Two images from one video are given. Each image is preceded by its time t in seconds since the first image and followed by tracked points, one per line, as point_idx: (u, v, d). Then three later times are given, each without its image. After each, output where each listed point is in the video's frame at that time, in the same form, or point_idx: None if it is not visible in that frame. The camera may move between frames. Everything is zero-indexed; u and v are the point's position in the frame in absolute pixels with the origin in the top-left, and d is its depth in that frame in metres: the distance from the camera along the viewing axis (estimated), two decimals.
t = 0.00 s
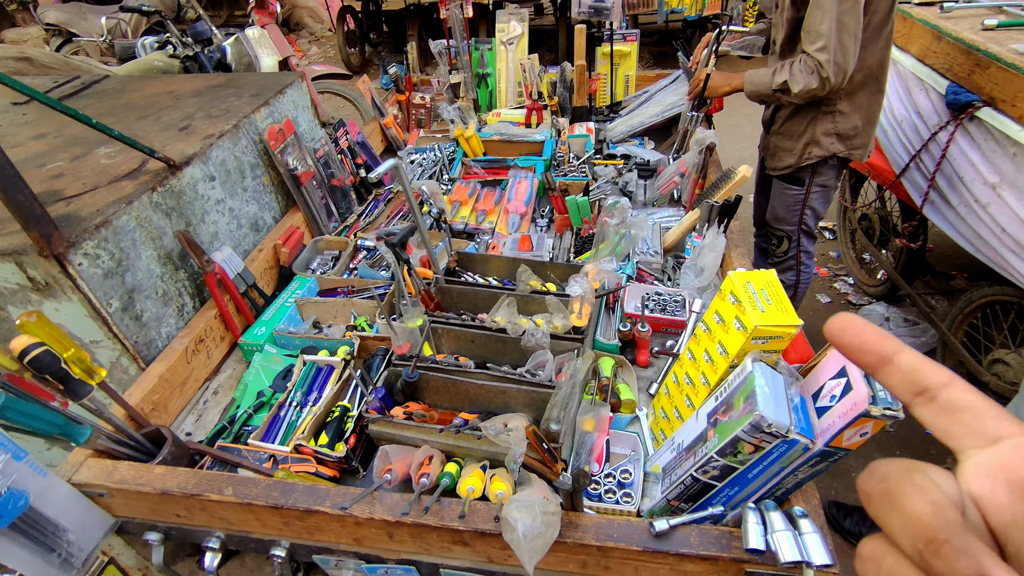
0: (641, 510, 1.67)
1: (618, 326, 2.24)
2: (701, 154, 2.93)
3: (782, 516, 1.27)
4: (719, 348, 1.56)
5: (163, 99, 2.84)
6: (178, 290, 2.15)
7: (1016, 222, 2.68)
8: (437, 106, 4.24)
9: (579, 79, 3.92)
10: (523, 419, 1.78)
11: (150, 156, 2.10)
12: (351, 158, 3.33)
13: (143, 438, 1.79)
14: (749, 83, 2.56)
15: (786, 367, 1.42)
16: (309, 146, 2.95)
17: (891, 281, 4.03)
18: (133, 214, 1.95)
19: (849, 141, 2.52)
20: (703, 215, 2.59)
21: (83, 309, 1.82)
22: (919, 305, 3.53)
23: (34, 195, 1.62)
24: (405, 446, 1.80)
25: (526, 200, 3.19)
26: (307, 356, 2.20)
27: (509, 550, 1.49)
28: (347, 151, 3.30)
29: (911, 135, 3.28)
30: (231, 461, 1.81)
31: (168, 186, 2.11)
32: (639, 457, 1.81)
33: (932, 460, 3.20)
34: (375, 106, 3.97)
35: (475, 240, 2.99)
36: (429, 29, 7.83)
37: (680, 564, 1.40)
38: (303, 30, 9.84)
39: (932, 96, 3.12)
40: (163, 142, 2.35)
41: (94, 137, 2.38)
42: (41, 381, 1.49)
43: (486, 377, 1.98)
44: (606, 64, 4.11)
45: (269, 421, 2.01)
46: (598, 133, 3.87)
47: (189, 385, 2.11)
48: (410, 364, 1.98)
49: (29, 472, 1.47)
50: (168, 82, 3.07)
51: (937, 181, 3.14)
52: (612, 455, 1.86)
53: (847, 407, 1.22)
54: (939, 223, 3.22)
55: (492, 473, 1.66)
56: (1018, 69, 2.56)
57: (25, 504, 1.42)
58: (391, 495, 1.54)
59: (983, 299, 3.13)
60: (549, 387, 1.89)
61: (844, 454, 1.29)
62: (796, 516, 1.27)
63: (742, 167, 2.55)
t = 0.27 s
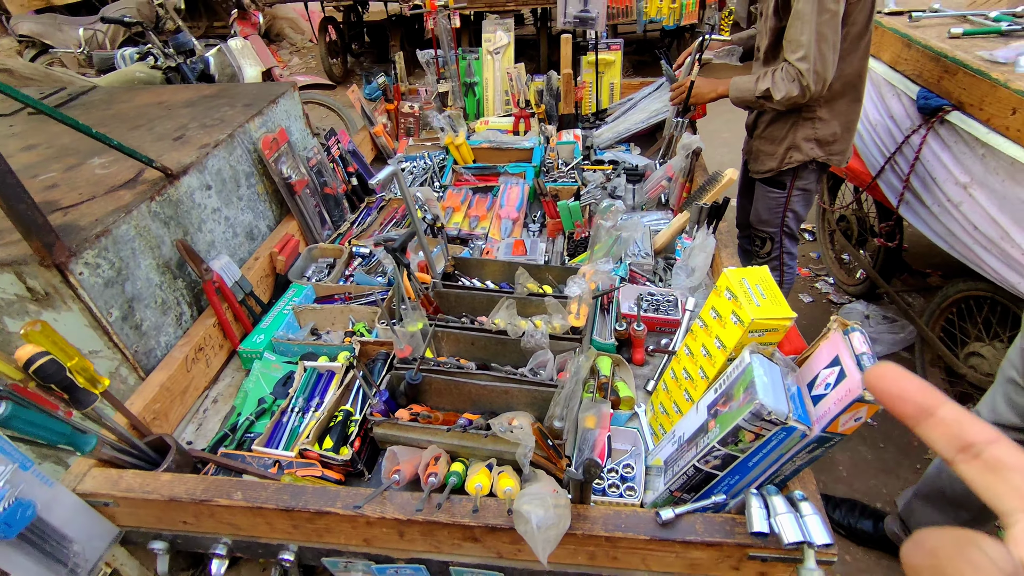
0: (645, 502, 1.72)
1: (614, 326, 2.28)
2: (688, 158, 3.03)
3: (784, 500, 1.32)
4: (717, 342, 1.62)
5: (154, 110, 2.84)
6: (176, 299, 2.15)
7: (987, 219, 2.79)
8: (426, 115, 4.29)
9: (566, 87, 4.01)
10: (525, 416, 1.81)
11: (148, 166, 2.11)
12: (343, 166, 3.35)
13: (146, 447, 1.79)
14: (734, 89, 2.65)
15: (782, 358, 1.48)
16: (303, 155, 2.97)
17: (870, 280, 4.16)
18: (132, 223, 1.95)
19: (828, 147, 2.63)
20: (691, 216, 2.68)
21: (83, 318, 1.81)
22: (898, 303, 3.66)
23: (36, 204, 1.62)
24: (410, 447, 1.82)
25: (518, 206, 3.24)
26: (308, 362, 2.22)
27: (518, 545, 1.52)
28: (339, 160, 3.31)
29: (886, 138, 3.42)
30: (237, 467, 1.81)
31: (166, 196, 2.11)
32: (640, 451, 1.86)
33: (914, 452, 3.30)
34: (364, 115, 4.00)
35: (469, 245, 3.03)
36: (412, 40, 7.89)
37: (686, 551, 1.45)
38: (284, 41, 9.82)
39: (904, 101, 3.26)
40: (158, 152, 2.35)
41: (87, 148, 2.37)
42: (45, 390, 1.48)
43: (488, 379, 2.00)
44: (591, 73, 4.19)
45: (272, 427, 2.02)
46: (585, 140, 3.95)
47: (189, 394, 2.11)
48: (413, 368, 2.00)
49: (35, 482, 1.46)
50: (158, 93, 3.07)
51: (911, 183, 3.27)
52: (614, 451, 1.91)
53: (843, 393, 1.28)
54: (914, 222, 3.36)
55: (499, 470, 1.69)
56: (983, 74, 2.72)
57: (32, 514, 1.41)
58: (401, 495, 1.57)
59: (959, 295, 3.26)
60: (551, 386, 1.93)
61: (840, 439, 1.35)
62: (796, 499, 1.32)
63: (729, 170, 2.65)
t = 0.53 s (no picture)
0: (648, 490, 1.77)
1: (611, 323, 2.35)
2: (677, 161, 3.07)
3: (783, 479, 1.40)
4: (715, 333, 1.70)
5: (150, 116, 2.85)
6: (179, 302, 2.16)
7: (960, 217, 2.91)
8: (417, 121, 4.35)
9: (555, 94, 4.10)
10: (524, 404, 1.91)
11: (151, 170, 2.13)
12: (338, 172, 3.38)
13: (154, 448, 1.80)
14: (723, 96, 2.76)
15: (778, 347, 1.56)
16: (299, 161, 3.01)
17: (851, 279, 4.30)
18: (137, 226, 1.97)
19: (806, 156, 2.74)
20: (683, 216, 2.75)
21: (89, 321, 1.82)
22: (879, 301, 3.79)
23: (46, 207, 1.64)
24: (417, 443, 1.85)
25: (512, 209, 3.30)
26: (312, 363, 2.24)
27: (528, 533, 1.56)
28: (334, 165, 3.34)
29: (863, 142, 3.55)
30: (245, 466, 1.83)
31: (169, 200, 2.13)
32: (642, 442, 1.93)
33: (898, 444, 3.41)
34: (357, 121, 4.04)
35: (466, 248, 3.08)
36: (397, 48, 7.94)
37: (690, 534, 1.51)
38: (267, 50, 9.81)
39: (880, 106, 3.41)
40: (159, 157, 2.37)
41: (86, 154, 2.38)
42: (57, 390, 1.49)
43: (491, 375, 2.04)
44: (579, 80, 4.31)
45: (278, 427, 2.04)
46: (575, 145, 4.04)
47: (193, 396, 2.12)
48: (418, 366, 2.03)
49: (49, 482, 1.47)
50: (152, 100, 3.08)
51: (889, 184, 3.40)
52: (616, 443, 1.95)
53: (837, 375, 1.35)
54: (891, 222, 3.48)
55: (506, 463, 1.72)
56: (954, 79, 2.87)
57: (46, 514, 1.42)
58: (413, 487, 1.60)
59: (937, 291, 3.37)
60: (553, 380, 1.98)
61: (835, 421, 1.41)
62: (796, 479, 1.41)
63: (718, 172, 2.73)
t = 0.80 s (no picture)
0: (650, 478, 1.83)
1: (609, 319, 2.41)
2: (669, 163, 3.12)
3: (781, 460, 1.47)
4: (712, 324, 1.76)
5: (150, 120, 2.87)
6: (183, 302, 2.18)
7: (941, 216, 3.02)
8: (412, 126, 4.40)
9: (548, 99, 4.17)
10: (527, 394, 1.97)
11: (156, 171, 2.15)
12: (335, 175, 3.41)
13: (162, 445, 1.81)
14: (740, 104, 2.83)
15: (775, 336, 1.67)
16: (298, 164, 3.04)
17: (838, 279, 4.41)
18: (143, 226, 1.99)
19: (766, 152, 2.91)
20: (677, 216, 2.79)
21: (97, 319, 1.84)
22: (864, 299, 3.90)
23: (57, 206, 1.66)
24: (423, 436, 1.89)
25: (508, 211, 3.36)
26: (315, 361, 2.26)
27: (535, 520, 1.60)
28: (331, 169, 3.38)
29: (848, 146, 3.66)
30: (253, 461, 1.84)
31: (174, 201, 2.16)
32: (642, 432, 1.98)
33: (885, 438, 3.50)
34: (353, 125, 4.08)
35: (464, 249, 3.12)
36: (387, 56, 7.99)
37: (692, 517, 1.56)
38: (255, 57, 9.80)
39: (863, 110, 3.53)
40: (161, 159, 2.39)
41: (88, 156, 2.39)
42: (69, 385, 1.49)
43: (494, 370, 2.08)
44: (570, 86, 4.40)
45: (284, 423, 2.05)
46: (568, 149, 4.11)
47: (198, 394, 2.14)
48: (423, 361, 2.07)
49: (62, 476, 1.48)
50: (151, 104, 3.10)
51: (873, 185, 3.50)
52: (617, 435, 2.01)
53: (830, 361, 1.42)
54: (877, 223, 3.56)
55: (511, 454, 1.76)
56: (933, 84, 2.98)
57: (60, 507, 1.43)
58: (422, 477, 1.63)
59: (919, 288, 3.47)
60: (555, 374, 2.02)
61: (829, 405, 1.48)
62: (792, 459, 1.48)
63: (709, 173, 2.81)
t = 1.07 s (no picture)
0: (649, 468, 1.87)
1: (607, 315, 2.45)
2: (664, 164, 3.21)
3: (778, 445, 1.52)
4: (710, 316, 1.81)
5: (151, 120, 2.89)
6: (186, 298, 2.20)
7: (928, 214, 3.09)
8: (409, 128, 4.44)
9: (544, 102, 4.23)
10: (530, 386, 2.00)
11: (159, 169, 2.18)
12: (334, 176, 3.44)
13: (167, 438, 1.83)
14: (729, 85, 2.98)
15: (770, 326, 1.72)
16: (298, 164, 3.07)
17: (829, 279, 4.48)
18: (148, 222, 2.02)
19: (762, 141, 3.02)
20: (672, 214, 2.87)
21: (102, 314, 1.86)
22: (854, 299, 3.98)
23: (65, 201, 1.68)
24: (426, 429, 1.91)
25: (505, 210, 3.41)
26: (317, 357, 2.27)
27: (539, 508, 1.63)
28: (330, 169, 3.41)
29: (838, 147, 3.75)
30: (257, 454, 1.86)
31: (177, 198, 2.18)
32: (641, 423, 2.02)
33: (877, 434, 3.56)
34: (351, 127, 4.11)
35: (462, 248, 3.16)
36: (381, 60, 8.03)
37: (692, 503, 1.60)
38: (248, 62, 9.80)
39: (852, 113, 3.61)
40: (164, 158, 2.42)
41: (91, 154, 2.41)
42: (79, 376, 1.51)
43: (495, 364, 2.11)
44: (566, 88, 4.46)
45: (287, 418, 2.07)
46: (563, 151, 4.17)
47: (201, 390, 2.15)
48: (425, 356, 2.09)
49: (71, 467, 1.49)
50: (150, 105, 3.12)
51: (862, 186, 3.57)
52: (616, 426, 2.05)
53: (825, 348, 1.47)
54: (868, 224, 3.62)
55: (514, 444, 1.79)
56: (919, 86, 3.07)
57: (69, 497, 1.45)
58: (427, 467, 1.66)
59: (907, 288, 3.56)
60: (556, 367, 2.06)
61: (824, 392, 1.52)
62: (790, 445, 1.52)
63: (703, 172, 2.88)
